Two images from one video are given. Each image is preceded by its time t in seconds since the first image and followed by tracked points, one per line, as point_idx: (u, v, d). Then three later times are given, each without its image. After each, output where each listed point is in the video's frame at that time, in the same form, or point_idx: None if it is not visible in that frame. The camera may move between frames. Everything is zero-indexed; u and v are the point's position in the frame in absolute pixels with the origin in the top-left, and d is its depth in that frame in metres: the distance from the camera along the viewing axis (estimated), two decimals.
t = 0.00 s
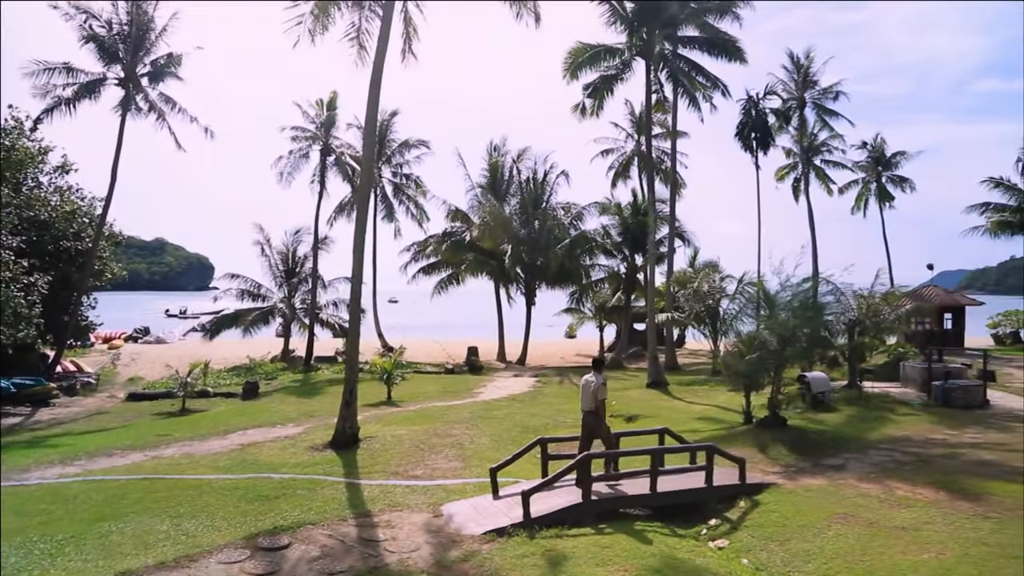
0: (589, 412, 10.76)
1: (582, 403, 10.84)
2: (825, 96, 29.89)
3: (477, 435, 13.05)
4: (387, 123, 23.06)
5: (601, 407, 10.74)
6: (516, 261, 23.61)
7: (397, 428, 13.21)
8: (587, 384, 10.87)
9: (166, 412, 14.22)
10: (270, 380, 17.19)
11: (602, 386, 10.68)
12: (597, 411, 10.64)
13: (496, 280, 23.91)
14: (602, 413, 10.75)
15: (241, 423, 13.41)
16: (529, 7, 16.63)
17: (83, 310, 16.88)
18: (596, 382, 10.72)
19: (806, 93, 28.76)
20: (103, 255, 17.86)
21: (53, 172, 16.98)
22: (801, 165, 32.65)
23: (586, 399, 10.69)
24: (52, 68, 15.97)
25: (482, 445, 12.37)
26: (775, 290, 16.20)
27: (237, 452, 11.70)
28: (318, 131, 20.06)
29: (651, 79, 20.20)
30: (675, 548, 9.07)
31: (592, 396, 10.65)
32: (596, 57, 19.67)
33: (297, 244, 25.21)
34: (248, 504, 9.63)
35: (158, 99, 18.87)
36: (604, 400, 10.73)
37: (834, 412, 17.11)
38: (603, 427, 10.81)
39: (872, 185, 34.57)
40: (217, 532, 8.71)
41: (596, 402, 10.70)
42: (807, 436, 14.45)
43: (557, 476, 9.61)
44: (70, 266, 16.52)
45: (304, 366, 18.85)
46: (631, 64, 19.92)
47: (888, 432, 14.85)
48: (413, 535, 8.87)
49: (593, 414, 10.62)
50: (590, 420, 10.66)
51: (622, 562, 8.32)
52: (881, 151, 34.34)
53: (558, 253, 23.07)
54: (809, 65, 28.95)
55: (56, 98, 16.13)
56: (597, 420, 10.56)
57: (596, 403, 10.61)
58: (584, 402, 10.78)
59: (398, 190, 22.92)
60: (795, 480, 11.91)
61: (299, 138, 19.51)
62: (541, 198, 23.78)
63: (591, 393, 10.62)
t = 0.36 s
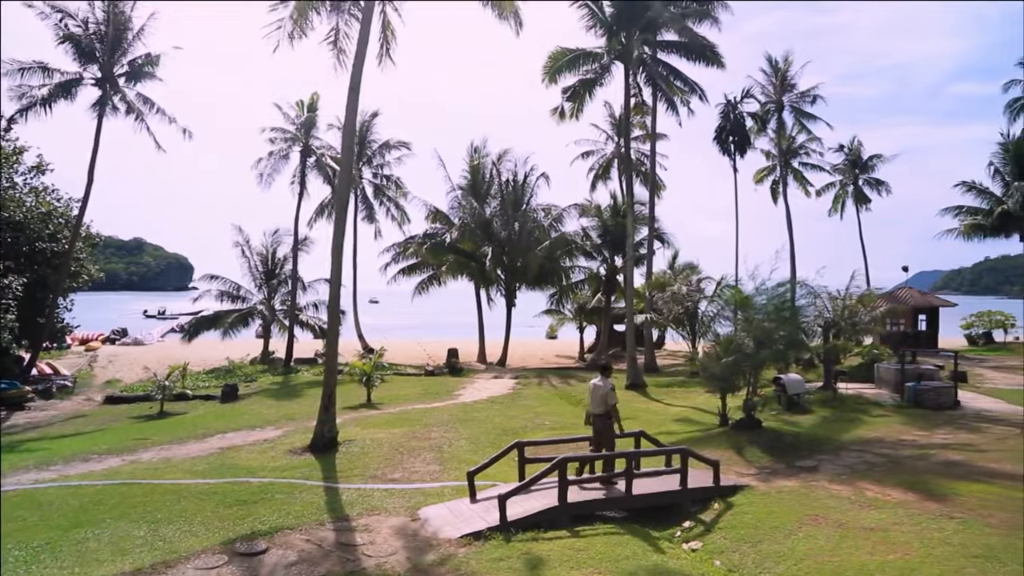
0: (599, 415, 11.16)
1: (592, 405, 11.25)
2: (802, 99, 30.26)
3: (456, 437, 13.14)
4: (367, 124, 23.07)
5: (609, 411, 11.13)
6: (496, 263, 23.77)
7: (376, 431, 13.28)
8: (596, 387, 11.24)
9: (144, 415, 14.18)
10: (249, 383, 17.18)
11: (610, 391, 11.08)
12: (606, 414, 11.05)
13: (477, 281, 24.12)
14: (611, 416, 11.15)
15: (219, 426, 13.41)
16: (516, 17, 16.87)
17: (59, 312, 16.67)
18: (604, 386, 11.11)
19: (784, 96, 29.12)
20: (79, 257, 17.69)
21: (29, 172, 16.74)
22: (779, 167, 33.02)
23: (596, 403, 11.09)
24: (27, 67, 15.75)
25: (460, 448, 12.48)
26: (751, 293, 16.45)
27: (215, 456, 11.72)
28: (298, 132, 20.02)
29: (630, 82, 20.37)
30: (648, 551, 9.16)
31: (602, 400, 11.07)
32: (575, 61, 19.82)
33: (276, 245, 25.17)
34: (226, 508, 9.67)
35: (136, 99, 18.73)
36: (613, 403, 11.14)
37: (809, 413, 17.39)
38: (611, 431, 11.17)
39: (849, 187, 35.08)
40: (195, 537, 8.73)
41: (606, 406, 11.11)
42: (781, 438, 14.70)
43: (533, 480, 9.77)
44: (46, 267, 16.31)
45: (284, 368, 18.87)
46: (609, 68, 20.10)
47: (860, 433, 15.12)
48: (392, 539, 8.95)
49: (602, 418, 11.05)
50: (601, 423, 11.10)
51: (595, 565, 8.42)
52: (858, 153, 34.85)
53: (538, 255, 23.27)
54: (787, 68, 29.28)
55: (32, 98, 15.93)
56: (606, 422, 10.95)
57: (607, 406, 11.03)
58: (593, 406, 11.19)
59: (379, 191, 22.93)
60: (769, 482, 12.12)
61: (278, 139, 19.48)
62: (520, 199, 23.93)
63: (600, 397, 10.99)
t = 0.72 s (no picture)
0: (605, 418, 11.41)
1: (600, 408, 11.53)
2: (785, 102, 30.58)
3: (440, 440, 13.19)
4: (352, 124, 23.07)
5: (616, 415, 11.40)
6: (480, 264, 23.85)
7: (359, 435, 13.32)
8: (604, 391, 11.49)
9: (125, 418, 14.12)
10: (232, 385, 17.14)
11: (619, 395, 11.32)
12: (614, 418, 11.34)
13: (461, 283, 24.28)
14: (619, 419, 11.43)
15: (202, 430, 13.38)
16: (502, 21, 16.99)
17: (40, 313, 16.54)
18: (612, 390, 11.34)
19: (767, 99, 29.41)
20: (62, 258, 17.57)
21: (8, 172, 16.59)
22: (762, 169, 33.32)
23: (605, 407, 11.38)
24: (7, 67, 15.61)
25: (443, 451, 12.54)
26: (733, 296, 16.66)
27: (197, 460, 11.71)
28: (283, 134, 19.98)
29: (613, 85, 20.52)
30: (628, 553, 9.23)
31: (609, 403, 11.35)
32: (559, 64, 19.95)
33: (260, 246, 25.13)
34: (209, 513, 9.67)
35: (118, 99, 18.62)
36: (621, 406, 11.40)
37: (789, 415, 17.60)
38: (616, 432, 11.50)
39: (831, 189, 35.50)
40: (177, 542, 8.73)
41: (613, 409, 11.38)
42: (761, 440, 14.89)
43: (515, 484, 9.87)
44: (26, 268, 16.18)
45: (268, 370, 18.84)
46: (593, 71, 20.26)
47: (839, 435, 15.34)
48: (375, 544, 9.00)
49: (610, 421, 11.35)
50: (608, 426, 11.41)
51: (575, 569, 8.49)
52: (840, 156, 35.27)
53: (522, 256, 23.38)
54: (770, 71, 29.57)
55: (11, 98, 15.79)
56: (615, 427, 11.21)
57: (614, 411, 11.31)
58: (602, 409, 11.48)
59: (363, 192, 22.94)
60: (748, 484, 12.29)
61: (263, 140, 19.45)
62: (505, 201, 24.04)
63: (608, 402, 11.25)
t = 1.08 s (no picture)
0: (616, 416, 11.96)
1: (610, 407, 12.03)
2: (772, 104, 30.82)
3: (427, 443, 13.25)
4: (339, 125, 23.05)
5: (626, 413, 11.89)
6: (468, 266, 23.91)
7: (346, 438, 13.35)
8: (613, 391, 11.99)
9: (111, 421, 14.07)
10: (219, 388, 17.11)
11: (626, 395, 11.80)
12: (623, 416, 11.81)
13: (448, 284, 24.33)
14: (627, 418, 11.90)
15: (188, 433, 13.37)
16: (488, 23, 17.00)
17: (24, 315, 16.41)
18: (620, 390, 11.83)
19: (753, 101, 29.61)
20: (44, 259, 16.60)
21: None
22: (749, 171, 33.58)
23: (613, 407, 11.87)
24: None
25: (430, 453, 12.61)
26: (718, 298, 16.83)
27: (184, 463, 11.71)
28: (270, 135, 19.91)
29: (600, 88, 20.64)
30: (612, 556, 9.32)
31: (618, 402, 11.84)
32: (546, 68, 20.02)
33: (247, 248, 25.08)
34: (195, 517, 9.68)
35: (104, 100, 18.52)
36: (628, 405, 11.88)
37: (774, 416, 17.79)
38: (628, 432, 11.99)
39: (817, 191, 35.83)
40: (164, 547, 8.75)
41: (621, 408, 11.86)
42: (745, 442, 15.05)
43: (501, 488, 9.96)
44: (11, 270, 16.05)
45: (255, 371, 18.81)
46: (580, 74, 20.36)
47: (822, 437, 15.53)
48: (361, 549, 9.04)
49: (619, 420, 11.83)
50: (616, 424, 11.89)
51: (560, 572, 8.58)
52: (825, 157, 35.59)
53: (509, 257, 23.46)
54: (757, 73, 29.76)
55: None
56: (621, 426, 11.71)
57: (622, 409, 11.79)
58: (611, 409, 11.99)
59: (351, 193, 22.92)
60: (732, 487, 12.43)
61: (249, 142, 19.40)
62: (492, 203, 24.10)
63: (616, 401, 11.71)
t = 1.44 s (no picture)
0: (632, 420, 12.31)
1: (628, 411, 12.43)
2: (761, 106, 31.02)
3: (417, 446, 13.29)
4: (329, 126, 23.05)
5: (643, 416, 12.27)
6: (458, 267, 23.96)
7: (336, 440, 13.38)
8: (632, 396, 12.38)
9: (99, 424, 14.04)
10: (208, 390, 17.08)
11: (644, 399, 12.16)
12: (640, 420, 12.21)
13: (438, 285, 24.36)
14: (645, 421, 12.27)
15: (178, 436, 13.36)
16: (478, 25, 17.06)
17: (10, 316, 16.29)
18: (638, 394, 12.21)
19: (743, 102, 29.78)
20: (32, 260, 16.51)
21: None
22: (738, 172, 33.76)
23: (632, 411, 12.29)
24: None
25: (420, 456, 12.67)
26: (706, 302, 16.98)
27: (173, 467, 11.71)
28: (259, 136, 19.89)
29: (590, 90, 20.72)
30: (600, 560, 9.41)
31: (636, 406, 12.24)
32: (536, 70, 20.09)
33: (236, 248, 25.03)
34: (185, 522, 9.70)
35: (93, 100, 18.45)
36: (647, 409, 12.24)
37: (762, 418, 17.95)
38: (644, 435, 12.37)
39: (806, 192, 36.12)
40: (155, 551, 8.76)
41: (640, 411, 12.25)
42: (732, 444, 15.19)
43: (490, 492, 10.02)
44: None
45: (245, 373, 18.79)
46: (570, 77, 20.45)
47: (809, 439, 15.70)
48: (351, 553, 9.09)
49: (636, 423, 12.24)
50: (634, 428, 12.29)
51: None
52: (814, 159, 35.85)
53: (499, 259, 23.52)
54: (746, 75, 29.93)
55: None
56: (639, 429, 12.13)
57: (640, 413, 12.18)
58: (631, 412, 12.40)
59: (341, 193, 22.92)
60: (719, 489, 12.55)
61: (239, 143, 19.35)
62: (482, 204, 24.16)
63: (635, 404, 12.11)
